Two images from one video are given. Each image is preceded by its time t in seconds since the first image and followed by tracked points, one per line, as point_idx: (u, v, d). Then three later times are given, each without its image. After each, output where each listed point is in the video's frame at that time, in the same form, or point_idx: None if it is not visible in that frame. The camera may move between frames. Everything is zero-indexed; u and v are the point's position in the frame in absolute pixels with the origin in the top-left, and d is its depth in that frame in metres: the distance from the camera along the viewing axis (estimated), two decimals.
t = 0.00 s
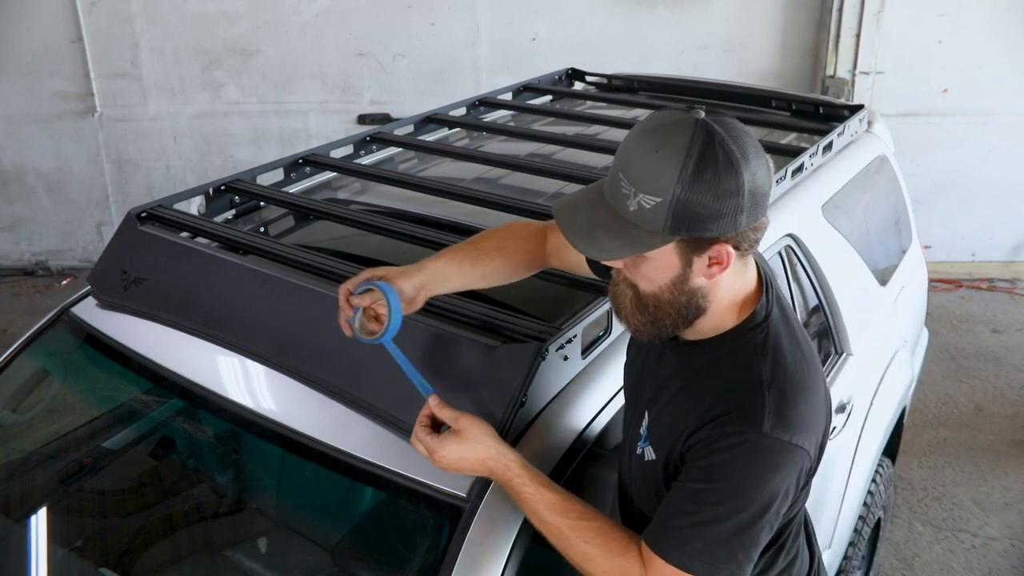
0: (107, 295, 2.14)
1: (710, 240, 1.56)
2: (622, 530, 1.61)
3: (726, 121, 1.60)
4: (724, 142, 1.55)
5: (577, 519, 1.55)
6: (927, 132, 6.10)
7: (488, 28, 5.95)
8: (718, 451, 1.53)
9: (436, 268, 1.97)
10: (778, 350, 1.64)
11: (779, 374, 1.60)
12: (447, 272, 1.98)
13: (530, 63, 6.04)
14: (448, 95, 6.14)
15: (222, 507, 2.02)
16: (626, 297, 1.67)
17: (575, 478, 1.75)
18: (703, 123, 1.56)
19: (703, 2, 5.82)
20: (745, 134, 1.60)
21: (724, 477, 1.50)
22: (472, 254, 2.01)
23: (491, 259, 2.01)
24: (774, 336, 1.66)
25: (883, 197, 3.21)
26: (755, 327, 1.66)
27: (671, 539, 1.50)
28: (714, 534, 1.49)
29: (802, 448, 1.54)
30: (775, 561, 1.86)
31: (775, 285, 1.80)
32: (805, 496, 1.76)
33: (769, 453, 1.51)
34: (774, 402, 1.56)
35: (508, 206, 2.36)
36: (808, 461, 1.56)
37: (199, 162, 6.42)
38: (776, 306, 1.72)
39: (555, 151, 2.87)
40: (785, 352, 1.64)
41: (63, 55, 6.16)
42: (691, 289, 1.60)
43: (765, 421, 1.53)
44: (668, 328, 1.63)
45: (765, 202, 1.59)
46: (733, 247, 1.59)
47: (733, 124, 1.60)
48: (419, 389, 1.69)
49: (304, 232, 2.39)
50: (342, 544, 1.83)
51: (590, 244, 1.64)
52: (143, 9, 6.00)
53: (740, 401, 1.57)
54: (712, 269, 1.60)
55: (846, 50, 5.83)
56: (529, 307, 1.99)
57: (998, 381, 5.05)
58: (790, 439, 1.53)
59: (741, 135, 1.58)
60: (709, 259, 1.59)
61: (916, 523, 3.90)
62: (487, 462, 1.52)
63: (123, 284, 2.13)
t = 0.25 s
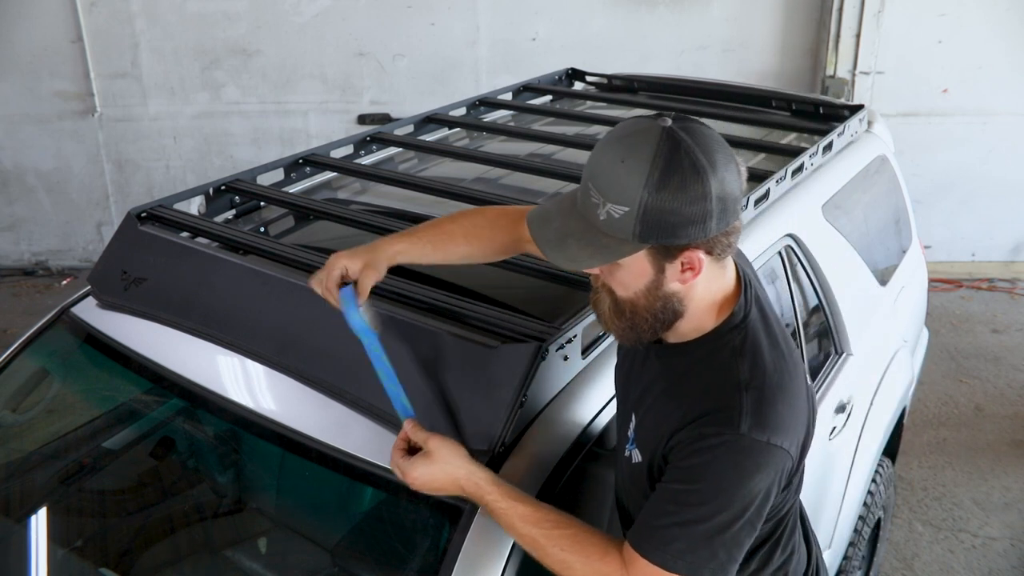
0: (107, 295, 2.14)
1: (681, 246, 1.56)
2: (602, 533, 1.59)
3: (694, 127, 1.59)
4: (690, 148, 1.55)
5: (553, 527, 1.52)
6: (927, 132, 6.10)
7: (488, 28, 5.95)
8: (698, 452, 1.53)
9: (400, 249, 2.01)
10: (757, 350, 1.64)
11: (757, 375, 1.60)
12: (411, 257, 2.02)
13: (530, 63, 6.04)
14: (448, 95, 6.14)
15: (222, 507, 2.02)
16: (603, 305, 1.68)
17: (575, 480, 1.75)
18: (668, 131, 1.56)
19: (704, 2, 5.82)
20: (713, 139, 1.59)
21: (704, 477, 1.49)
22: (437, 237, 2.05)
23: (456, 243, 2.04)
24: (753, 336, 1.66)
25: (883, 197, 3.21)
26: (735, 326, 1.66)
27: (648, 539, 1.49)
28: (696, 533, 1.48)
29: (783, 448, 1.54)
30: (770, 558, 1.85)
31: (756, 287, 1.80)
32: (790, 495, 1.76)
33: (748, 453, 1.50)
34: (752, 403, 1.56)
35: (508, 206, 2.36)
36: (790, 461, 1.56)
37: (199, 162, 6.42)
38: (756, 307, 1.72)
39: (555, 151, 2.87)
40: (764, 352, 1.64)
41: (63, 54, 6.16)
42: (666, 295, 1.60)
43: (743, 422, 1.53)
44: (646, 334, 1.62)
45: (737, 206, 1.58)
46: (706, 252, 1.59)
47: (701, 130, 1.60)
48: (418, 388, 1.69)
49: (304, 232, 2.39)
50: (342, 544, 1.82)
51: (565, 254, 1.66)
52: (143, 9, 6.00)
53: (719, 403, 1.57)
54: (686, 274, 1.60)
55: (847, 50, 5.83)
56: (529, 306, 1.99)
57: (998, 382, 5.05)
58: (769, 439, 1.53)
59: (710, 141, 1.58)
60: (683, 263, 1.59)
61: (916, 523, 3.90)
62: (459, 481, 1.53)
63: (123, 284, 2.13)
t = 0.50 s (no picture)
0: (107, 295, 2.14)
1: (658, 239, 1.57)
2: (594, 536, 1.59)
3: (665, 123, 1.62)
4: (662, 143, 1.57)
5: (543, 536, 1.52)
6: (927, 132, 6.10)
7: (487, 28, 5.95)
8: (686, 444, 1.53)
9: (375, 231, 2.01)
10: (739, 340, 1.64)
11: (741, 364, 1.60)
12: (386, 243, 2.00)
13: (530, 63, 6.04)
14: (448, 95, 6.14)
15: (222, 507, 2.02)
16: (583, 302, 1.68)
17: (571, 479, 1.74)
18: (640, 128, 1.59)
19: (704, 2, 5.82)
20: (686, 133, 1.62)
21: (694, 468, 1.50)
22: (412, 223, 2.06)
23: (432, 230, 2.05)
24: (736, 326, 1.66)
25: (883, 197, 3.20)
26: (716, 318, 1.66)
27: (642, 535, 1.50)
28: (687, 524, 1.49)
29: (771, 436, 1.54)
30: (767, 550, 1.85)
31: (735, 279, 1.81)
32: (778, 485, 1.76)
33: (736, 442, 1.51)
34: (738, 392, 1.56)
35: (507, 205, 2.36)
36: (779, 448, 1.56)
37: (199, 162, 6.42)
38: (737, 298, 1.72)
39: (555, 151, 2.87)
40: (747, 341, 1.64)
41: (63, 54, 6.16)
42: (647, 289, 1.61)
43: (729, 411, 1.54)
44: (629, 329, 1.62)
45: (712, 198, 1.60)
46: (684, 244, 1.60)
47: (673, 125, 1.62)
48: (417, 388, 1.70)
49: (304, 232, 2.38)
50: (342, 543, 1.82)
51: (544, 252, 1.66)
52: (143, 9, 6.00)
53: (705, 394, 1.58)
54: (665, 267, 1.60)
55: (847, 49, 5.83)
56: (528, 305, 1.99)
57: (998, 382, 5.05)
58: (755, 426, 1.53)
59: (682, 136, 1.60)
60: (662, 257, 1.59)
61: (916, 523, 3.90)
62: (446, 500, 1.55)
63: (123, 284, 2.13)
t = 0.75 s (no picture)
0: (107, 295, 2.13)
1: (637, 235, 1.58)
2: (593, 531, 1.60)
3: (641, 119, 1.63)
4: (638, 138, 1.58)
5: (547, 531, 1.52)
6: (927, 132, 6.10)
7: (487, 28, 5.95)
8: (679, 434, 1.53)
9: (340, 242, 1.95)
10: (724, 330, 1.64)
11: (728, 353, 1.60)
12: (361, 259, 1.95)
13: (530, 63, 6.04)
14: (448, 95, 6.14)
15: (222, 507, 2.02)
16: (566, 299, 1.69)
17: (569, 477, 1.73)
18: (616, 124, 1.60)
19: (704, 2, 5.82)
20: (661, 129, 1.63)
21: (688, 459, 1.50)
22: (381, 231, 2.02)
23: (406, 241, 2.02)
24: (722, 316, 1.66)
25: (883, 197, 3.20)
26: (700, 311, 1.66)
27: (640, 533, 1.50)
28: (686, 515, 1.49)
29: (763, 422, 1.54)
30: (763, 541, 1.85)
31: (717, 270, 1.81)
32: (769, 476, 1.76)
33: (728, 429, 1.51)
34: (727, 379, 1.56)
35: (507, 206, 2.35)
36: (771, 434, 1.56)
37: (199, 162, 6.42)
38: (721, 288, 1.72)
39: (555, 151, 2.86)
40: (732, 330, 1.64)
41: (63, 54, 6.16)
42: (629, 284, 1.61)
43: (719, 399, 1.53)
44: (612, 325, 1.63)
45: (689, 193, 1.61)
46: (664, 238, 1.60)
47: (648, 121, 1.63)
48: (419, 387, 1.70)
49: (304, 232, 2.38)
50: (342, 543, 1.82)
51: (526, 250, 1.67)
52: (143, 9, 6.00)
53: (695, 384, 1.57)
54: (645, 263, 1.61)
55: (847, 50, 5.83)
56: (528, 305, 1.98)
57: (998, 381, 5.05)
58: (747, 413, 1.53)
59: (658, 131, 1.61)
60: (642, 253, 1.60)
61: (916, 523, 3.90)
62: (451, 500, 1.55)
63: (123, 284, 2.12)
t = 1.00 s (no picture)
0: (107, 295, 2.13)
1: (614, 237, 1.59)
2: (589, 531, 1.60)
3: (617, 124, 1.64)
4: (614, 143, 1.59)
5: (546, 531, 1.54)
6: (927, 132, 6.10)
7: (487, 28, 5.95)
8: (661, 434, 1.53)
9: (319, 270, 1.89)
10: (703, 328, 1.64)
11: (707, 351, 1.60)
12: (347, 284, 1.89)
13: (530, 63, 6.04)
14: (448, 95, 6.14)
15: (222, 507, 2.03)
16: (546, 302, 1.69)
17: (566, 476, 1.73)
18: (592, 129, 1.61)
19: (704, 2, 5.82)
20: (637, 134, 1.64)
21: (671, 458, 1.50)
22: (362, 254, 1.97)
23: (392, 260, 1.96)
24: (701, 315, 1.66)
25: (883, 197, 3.20)
26: (679, 311, 1.66)
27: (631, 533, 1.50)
28: (674, 514, 1.49)
29: (743, 418, 1.54)
30: (752, 538, 1.85)
31: (696, 270, 1.81)
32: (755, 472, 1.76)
33: (708, 426, 1.50)
34: (706, 377, 1.56)
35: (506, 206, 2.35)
36: (753, 428, 1.55)
37: (199, 162, 6.42)
38: (700, 287, 1.72)
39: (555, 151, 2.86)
40: (711, 329, 1.64)
41: (63, 54, 6.16)
42: (606, 286, 1.62)
43: (698, 397, 1.53)
44: (593, 328, 1.62)
45: (665, 196, 1.62)
46: (640, 241, 1.61)
47: (624, 126, 1.65)
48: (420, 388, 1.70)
49: (304, 232, 2.38)
50: (342, 543, 1.82)
51: (504, 253, 1.68)
52: (143, 9, 6.00)
53: (676, 383, 1.57)
54: (622, 265, 1.61)
55: (847, 50, 5.83)
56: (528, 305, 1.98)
57: (998, 381, 5.05)
58: (727, 409, 1.53)
59: (634, 136, 1.63)
60: (619, 255, 1.61)
61: (916, 523, 3.90)
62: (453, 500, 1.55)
63: (123, 284, 2.12)
